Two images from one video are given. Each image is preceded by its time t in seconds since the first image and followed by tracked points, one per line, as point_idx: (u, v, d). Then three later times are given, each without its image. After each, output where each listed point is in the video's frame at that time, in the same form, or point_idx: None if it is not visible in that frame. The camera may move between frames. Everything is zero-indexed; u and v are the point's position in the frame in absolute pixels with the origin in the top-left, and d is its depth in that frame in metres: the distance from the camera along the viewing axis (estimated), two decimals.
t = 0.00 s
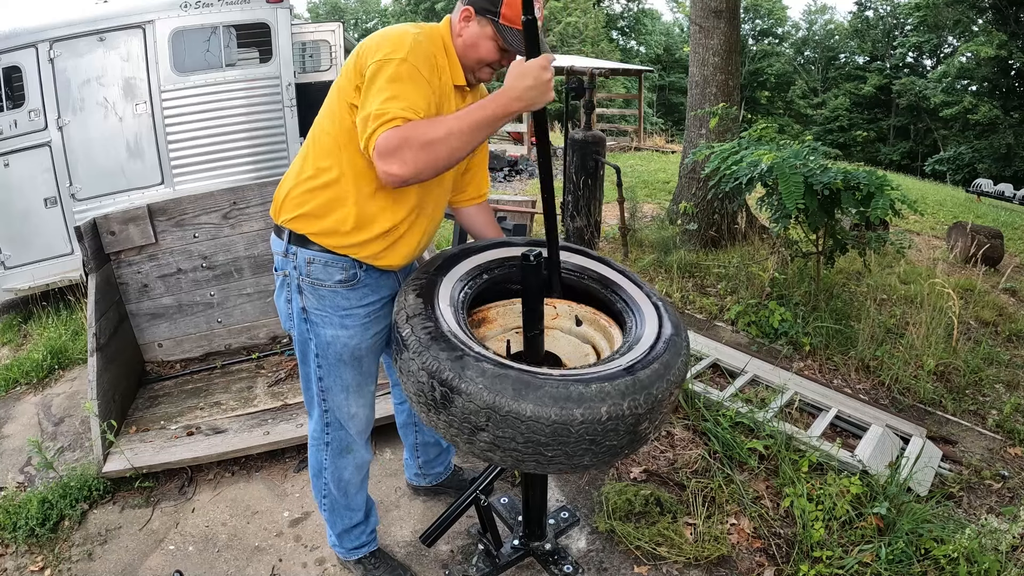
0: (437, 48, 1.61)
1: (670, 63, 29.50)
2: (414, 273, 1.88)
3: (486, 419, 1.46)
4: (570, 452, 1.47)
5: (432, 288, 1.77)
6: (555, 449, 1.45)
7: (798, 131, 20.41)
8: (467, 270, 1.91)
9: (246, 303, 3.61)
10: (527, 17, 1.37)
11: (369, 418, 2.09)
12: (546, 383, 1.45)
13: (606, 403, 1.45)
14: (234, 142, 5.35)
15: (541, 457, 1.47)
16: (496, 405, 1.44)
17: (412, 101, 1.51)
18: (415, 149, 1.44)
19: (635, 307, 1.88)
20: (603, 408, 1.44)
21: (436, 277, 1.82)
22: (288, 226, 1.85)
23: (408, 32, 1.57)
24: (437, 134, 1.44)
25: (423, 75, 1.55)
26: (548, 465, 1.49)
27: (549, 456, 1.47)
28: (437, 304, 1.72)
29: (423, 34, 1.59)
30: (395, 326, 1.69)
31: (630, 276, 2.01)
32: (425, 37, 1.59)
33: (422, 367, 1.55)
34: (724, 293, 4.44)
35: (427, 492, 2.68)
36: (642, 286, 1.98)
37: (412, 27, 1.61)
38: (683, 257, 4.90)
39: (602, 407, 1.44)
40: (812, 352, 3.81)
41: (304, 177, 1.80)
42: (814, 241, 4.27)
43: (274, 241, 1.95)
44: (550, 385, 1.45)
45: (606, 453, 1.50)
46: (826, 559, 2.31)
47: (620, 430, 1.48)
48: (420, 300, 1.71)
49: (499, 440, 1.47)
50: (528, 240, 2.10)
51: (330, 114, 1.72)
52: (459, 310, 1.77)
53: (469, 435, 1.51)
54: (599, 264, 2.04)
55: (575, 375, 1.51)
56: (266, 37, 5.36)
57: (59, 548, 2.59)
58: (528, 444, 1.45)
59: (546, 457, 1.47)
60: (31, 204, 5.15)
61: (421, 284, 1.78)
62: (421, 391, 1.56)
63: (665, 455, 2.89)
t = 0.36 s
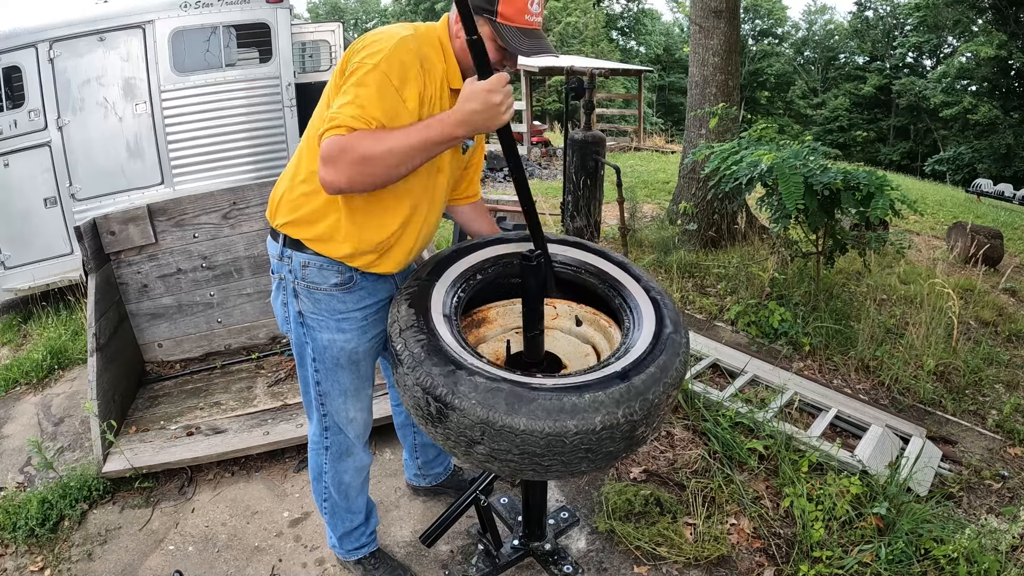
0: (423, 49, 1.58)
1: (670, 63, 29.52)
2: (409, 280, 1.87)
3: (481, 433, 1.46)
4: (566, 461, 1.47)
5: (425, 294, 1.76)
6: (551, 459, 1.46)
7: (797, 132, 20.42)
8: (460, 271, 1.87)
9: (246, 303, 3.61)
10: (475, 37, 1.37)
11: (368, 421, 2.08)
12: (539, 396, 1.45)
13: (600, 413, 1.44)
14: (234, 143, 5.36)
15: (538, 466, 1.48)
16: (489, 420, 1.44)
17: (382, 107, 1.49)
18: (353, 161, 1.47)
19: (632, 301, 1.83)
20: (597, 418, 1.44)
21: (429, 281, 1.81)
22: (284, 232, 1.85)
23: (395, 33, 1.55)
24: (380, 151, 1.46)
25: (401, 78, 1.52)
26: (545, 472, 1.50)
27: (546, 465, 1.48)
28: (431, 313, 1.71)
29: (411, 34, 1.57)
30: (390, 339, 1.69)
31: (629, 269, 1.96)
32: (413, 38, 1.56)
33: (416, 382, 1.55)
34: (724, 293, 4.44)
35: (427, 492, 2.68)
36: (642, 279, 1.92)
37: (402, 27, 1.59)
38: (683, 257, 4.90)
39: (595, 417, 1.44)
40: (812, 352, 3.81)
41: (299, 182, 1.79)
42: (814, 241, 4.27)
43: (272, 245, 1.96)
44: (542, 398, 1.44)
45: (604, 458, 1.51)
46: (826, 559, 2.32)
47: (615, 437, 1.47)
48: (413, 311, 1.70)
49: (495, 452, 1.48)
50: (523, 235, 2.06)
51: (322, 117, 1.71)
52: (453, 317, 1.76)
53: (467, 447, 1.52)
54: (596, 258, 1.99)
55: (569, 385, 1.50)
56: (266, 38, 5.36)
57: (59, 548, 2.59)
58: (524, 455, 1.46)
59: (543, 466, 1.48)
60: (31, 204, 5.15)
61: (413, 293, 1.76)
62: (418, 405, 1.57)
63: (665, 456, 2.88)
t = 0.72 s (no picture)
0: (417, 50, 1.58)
1: (670, 63, 29.52)
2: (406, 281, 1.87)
3: (480, 440, 1.46)
4: (566, 464, 1.47)
5: (419, 299, 1.75)
6: (551, 463, 1.46)
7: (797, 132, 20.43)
8: (458, 270, 1.87)
9: (246, 303, 3.61)
10: (431, 59, 1.32)
11: (367, 422, 2.08)
12: (537, 402, 1.44)
13: (597, 417, 1.44)
14: (234, 143, 5.36)
15: (538, 470, 1.48)
16: (487, 428, 1.44)
17: (360, 109, 1.50)
18: (314, 161, 1.49)
19: (631, 297, 1.82)
20: (595, 422, 1.44)
21: (428, 283, 1.81)
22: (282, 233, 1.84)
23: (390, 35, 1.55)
24: (342, 154, 1.47)
25: (384, 82, 1.52)
26: (546, 476, 1.51)
27: (546, 469, 1.48)
28: (429, 318, 1.70)
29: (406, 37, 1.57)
30: (389, 346, 1.69)
31: (628, 261, 1.94)
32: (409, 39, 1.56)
33: (415, 390, 1.55)
34: (724, 293, 4.44)
35: (427, 492, 2.68)
36: (642, 270, 1.90)
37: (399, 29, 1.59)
38: (683, 257, 4.91)
39: (594, 422, 1.44)
40: (812, 352, 3.81)
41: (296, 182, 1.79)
42: (814, 242, 4.27)
43: (271, 244, 1.95)
44: (540, 404, 1.44)
45: (604, 460, 1.51)
46: (826, 559, 2.32)
47: (614, 440, 1.47)
48: (409, 317, 1.69)
49: (495, 458, 1.48)
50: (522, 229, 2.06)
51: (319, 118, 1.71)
52: (450, 321, 1.76)
53: (467, 453, 1.52)
54: (594, 251, 1.97)
55: (567, 389, 1.49)
56: (266, 37, 5.36)
57: (59, 548, 2.59)
58: (523, 460, 1.46)
59: (543, 470, 1.48)
60: (31, 204, 5.15)
61: (409, 296, 1.76)
62: (418, 413, 1.58)
63: (665, 456, 2.88)
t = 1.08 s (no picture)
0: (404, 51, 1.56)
1: (670, 63, 29.52)
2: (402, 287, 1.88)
3: (477, 441, 1.47)
4: (564, 463, 1.47)
5: (417, 305, 1.75)
6: (549, 462, 1.46)
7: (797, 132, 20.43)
8: (455, 274, 1.87)
9: (246, 303, 3.61)
10: (419, 63, 1.33)
11: (362, 423, 2.08)
12: (532, 402, 1.44)
13: (593, 414, 1.44)
14: (233, 142, 5.37)
15: (537, 470, 1.48)
16: (483, 428, 1.44)
17: (346, 116, 1.50)
18: (300, 171, 1.49)
19: (627, 296, 1.81)
20: (590, 420, 1.43)
21: (425, 288, 1.81)
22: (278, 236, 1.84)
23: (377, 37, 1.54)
24: (328, 165, 1.47)
25: (370, 89, 1.50)
26: (545, 475, 1.51)
27: (544, 468, 1.48)
28: (426, 322, 1.71)
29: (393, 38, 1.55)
30: (387, 351, 1.69)
31: (624, 259, 1.93)
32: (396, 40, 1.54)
33: (412, 394, 1.55)
34: (724, 293, 4.44)
35: (427, 492, 2.68)
36: (637, 267, 1.90)
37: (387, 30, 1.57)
38: (683, 257, 4.91)
39: (589, 419, 1.43)
40: (812, 352, 3.81)
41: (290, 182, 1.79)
42: (814, 241, 4.27)
43: (268, 245, 1.95)
44: (535, 403, 1.44)
45: (603, 457, 1.51)
46: (826, 559, 2.32)
47: (611, 437, 1.47)
48: (406, 322, 1.69)
49: (493, 459, 1.48)
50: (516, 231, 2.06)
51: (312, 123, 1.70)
52: (447, 324, 1.76)
53: (465, 455, 1.52)
54: (589, 250, 1.97)
55: (562, 387, 1.49)
56: (266, 37, 5.36)
57: (59, 548, 2.59)
58: (521, 460, 1.46)
59: (541, 469, 1.48)
60: (30, 204, 5.15)
61: (406, 302, 1.76)
62: (417, 416, 1.58)
63: (665, 455, 2.88)
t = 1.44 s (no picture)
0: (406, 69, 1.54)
1: (670, 63, 29.51)
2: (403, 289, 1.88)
3: (477, 439, 1.47)
4: (564, 461, 1.47)
5: (418, 305, 1.75)
6: (549, 460, 1.46)
7: (797, 132, 20.44)
8: (456, 274, 1.87)
9: (246, 303, 3.61)
10: (415, 66, 1.36)
11: (358, 422, 2.07)
12: (531, 400, 1.45)
13: (593, 412, 1.44)
14: (233, 142, 5.36)
15: (537, 468, 1.49)
16: (483, 427, 1.44)
17: (351, 137, 1.49)
18: (310, 193, 1.50)
19: (627, 297, 1.81)
20: (590, 418, 1.43)
21: (425, 289, 1.81)
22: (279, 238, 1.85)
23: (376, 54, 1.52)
24: (338, 185, 1.48)
25: (373, 108, 1.50)
26: (546, 474, 1.51)
27: (544, 467, 1.48)
28: (426, 321, 1.71)
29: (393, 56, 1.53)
30: (387, 350, 1.69)
31: (623, 260, 1.93)
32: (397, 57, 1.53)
33: (413, 393, 1.55)
34: (724, 293, 4.44)
35: (427, 492, 2.68)
36: (637, 268, 1.90)
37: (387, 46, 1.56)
38: (683, 257, 4.91)
39: (589, 417, 1.43)
40: (812, 352, 3.81)
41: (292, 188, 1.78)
42: (814, 241, 4.27)
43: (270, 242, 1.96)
44: (535, 401, 1.44)
45: (603, 456, 1.51)
46: (826, 559, 2.32)
47: (611, 436, 1.47)
48: (407, 322, 1.69)
49: (493, 457, 1.48)
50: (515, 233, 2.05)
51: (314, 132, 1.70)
52: (447, 324, 1.76)
53: (465, 453, 1.53)
54: (589, 252, 1.97)
55: (562, 386, 1.49)
56: (266, 37, 5.36)
57: (59, 548, 2.59)
58: (521, 458, 1.46)
59: (542, 467, 1.49)
60: (30, 204, 5.15)
61: (408, 303, 1.76)
62: (417, 416, 1.58)
63: (665, 455, 2.88)
